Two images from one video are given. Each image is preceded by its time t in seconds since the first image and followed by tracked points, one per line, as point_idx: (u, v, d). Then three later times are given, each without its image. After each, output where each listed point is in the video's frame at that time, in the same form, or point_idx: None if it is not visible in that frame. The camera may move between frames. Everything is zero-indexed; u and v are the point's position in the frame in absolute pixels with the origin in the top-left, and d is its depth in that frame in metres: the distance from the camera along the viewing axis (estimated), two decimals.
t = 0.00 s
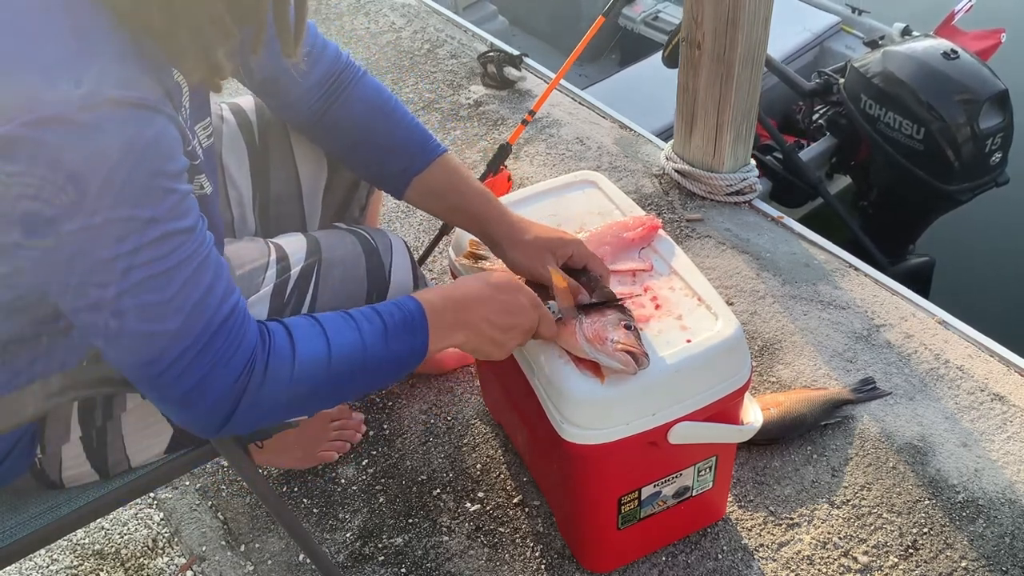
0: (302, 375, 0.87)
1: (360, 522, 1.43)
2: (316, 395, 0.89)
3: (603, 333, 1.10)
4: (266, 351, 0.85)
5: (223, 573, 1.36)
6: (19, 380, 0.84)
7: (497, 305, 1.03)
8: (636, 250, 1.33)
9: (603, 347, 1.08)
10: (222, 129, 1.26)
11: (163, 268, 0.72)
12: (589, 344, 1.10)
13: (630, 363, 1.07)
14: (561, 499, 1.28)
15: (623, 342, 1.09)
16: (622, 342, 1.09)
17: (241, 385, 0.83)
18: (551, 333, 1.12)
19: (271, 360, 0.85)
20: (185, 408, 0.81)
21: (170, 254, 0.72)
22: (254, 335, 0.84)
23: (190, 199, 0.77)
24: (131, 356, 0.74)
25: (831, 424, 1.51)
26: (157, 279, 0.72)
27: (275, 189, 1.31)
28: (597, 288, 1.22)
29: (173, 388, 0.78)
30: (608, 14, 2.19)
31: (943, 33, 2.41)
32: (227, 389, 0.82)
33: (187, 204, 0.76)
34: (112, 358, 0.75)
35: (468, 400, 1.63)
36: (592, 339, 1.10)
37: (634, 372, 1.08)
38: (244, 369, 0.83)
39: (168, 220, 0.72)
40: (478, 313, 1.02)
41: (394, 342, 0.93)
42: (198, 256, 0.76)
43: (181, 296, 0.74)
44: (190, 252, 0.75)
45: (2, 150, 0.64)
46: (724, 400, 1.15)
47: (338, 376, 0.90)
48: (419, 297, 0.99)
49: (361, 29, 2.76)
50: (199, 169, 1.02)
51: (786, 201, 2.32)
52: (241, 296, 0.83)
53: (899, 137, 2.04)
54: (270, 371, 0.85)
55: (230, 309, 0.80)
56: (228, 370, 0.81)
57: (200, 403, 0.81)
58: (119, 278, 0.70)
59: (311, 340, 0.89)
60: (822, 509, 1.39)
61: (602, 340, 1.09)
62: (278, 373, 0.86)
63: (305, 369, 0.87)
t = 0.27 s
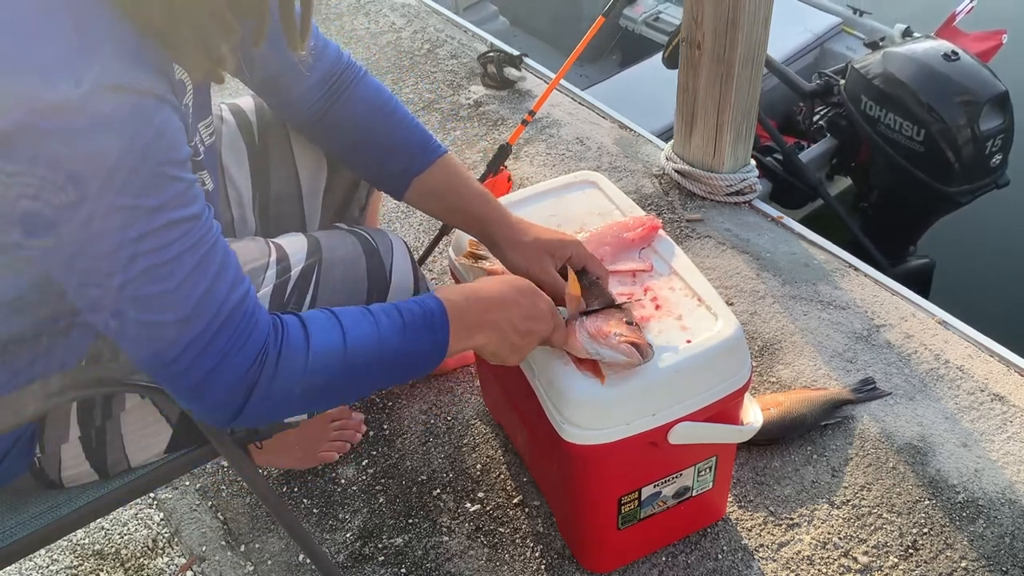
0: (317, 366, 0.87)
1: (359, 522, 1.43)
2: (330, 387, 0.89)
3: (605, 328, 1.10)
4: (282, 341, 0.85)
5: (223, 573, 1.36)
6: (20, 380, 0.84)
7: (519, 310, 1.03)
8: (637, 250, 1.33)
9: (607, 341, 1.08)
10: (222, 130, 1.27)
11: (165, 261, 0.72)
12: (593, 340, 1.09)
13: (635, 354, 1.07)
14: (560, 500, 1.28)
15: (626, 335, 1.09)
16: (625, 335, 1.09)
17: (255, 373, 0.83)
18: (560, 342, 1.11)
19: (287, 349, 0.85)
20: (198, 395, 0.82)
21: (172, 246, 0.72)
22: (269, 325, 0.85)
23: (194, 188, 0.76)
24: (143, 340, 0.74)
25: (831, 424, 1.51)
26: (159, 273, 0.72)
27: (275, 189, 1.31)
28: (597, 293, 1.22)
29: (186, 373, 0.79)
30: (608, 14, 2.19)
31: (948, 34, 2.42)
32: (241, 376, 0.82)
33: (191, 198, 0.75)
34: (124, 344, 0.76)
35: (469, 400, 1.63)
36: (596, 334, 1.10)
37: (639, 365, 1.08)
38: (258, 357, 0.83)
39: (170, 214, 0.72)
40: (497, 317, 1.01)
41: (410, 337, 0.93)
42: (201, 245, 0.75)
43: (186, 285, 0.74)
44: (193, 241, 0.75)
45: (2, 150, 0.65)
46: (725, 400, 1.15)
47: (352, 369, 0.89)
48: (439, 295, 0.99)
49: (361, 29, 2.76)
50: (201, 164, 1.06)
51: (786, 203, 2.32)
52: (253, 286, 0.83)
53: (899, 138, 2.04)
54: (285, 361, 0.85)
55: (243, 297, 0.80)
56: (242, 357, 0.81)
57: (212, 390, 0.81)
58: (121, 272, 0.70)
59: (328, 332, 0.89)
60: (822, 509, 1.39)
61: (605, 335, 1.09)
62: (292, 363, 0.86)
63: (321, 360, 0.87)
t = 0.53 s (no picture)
0: (317, 347, 0.87)
1: (360, 522, 1.43)
2: (329, 371, 0.89)
3: (595, 332, 1.09)
4: (282, 322, 0.85)
5: (223, 573, 1.36)
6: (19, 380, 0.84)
7: (513, 302, 1.03)
8: (636, 250, 1.32)
9: (595, 344, 1.07)
10: (223, 129, 1.26)
11: (167, 250, 0.72)
12: (582, 343, 1.09)
13: (622, 358, 1.06)
14: (561, 501, 1.28)
15: (614, 338, 1.08)
16: (614, 338, 1.08)
17: (255, 355, 0.83)
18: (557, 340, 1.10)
19: (287, 330, 0.86)
20: (199, 377, 0.82)
21: (174, 235, 0.72)
22: (270, 307, 0.85)
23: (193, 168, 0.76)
24: (146, 322, 0.74)
25: (831, 424, 1.51)
26: (161, 262, 0.71)
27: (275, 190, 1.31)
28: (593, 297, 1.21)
29: (187, 354, 0.79)
30: (607, 14, 2.19)
31: (948, 35, 2.42)
32: (240, 356, 0.82)
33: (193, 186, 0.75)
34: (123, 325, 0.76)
35: (468, 400, 1.63)
36: (584, 337, 1.09)
37: (628, 369, 1.07)
38: (259, 339, 0.83)
39: (171, 207, 0.72)
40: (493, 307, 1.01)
41: (410, 322, 0.93)
42: (200, 227, 0.75)
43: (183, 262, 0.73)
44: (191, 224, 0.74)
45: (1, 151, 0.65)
46: (724, 400, 1.15)
47: (352, 353, 0.90)
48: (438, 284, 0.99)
49: (361, 29, 2.76)
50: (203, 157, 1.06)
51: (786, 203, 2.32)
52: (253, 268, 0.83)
53: (900, 139, 2.04)
54: (286, 344, 0.85)
55: (243, 277, 0.80)
56: (242, 337, 0.81)
57: (213, 372, 0.81)
58: (124, 266, 0.70)
59: (328, 315, 0.89)
60: (822, 509, 1.39)
61: (594, 338, 1.08)
62: (292, 343, 0.86)
63: (321, 341, 0.87)
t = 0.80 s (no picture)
0: (291, 364, 0.86)
1: (360, 522, 1.43)
2: (305, 388, 0.89)
3: (590, 332, 1.09)
4: (257, 338, 0.85)
5: (223, 573, 1.36)
6: (20, 380, 0.84)
7: (494, 316, 1.03)
8: (637, 250, 1.32)
9: (590, 344, 1.08)
10: (223, 128, 1.26)
11: (159, 257, 0.72)
12: (577, 342, 1.09)
13: (615, 358, 1.07)
14: (561, 499, 1.28)
15: (608, 338, 1.08)
16: (608, 339, 1.08)
17: (230, 371, 0.82)
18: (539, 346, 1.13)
19: (261, 348, 0.85)
20: (172, 393, 0.81)
21: (167, 241, 0.72)
22: (246, 322, 0.84)
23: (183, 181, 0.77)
24: (121, 337, 0.74)
25: (831, 424, 1.51)
26: (153, 270, 0.71)
27: (275, 190, 1.31)
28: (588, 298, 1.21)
29: (158, 371, 0.77)
30: (607, 14, 2.19)
31: (949, 35, 2.42)
32: (213, 373, 0.81)
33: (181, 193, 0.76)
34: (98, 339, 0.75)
35: (468, 400, 1.63)
36: (580, 337, 1.09)
37: (621, 368, 1.08)
38: (234, 355, 0.82)
39: (167, 210, 0.73)
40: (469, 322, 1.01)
41: (388, 339, 0.93)
42: (184, 237, 0.75)
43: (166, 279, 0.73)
44: (177, 234, 0.74)
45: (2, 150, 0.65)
46: (725, 400, 1.15)
47: (327, 370, 0.89)
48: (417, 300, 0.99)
49: (361, 29, 2.76)
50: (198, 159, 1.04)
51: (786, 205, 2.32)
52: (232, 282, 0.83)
53: (900, 140, 2.05)
54: (262, 360, 0.85)
55: (222, 292, 0.79)
56: (217, 354, 0.80)
57: (187, 388, 0.80)
58: (122, 268, 0.70)
59: (305, 332, 0.89)
60: (822, 509, 1.39)
61: (589, 338, 1.09)
62: (266, 361, 0.85)
63: (296, 359, 0.87)
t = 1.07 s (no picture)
0: (298, 393, 0.87)
1: (360, 522, 1.43)
2: (313, 414, 0.89)
3: (590, 336, 1.09)
4: (266, 365, 0.85)
5: (223, 573, 1.36)
6: (20, 380, 0.84)
7: (499, 347, 1.04)
8: (636, 250, 1.32)
9: (591, 348, 1.08)
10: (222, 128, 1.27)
11: (159, 264, 0.72)
12: (578, 346, 1.09)
13: (616, 363, 1.07)
14: (561, 499, 1.28)
15: (609, 343, 1.08)
16: (609, 343, 1.08)
17: (237, 395, 0.82)
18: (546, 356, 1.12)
19: (269, 375, 0.85)
20: (179, 416, 0.81)
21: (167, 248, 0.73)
22: (254, 348, 0.85)
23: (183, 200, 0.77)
24: (128, 361, 0.74)
25: (831, 424, 1.51)
26: (157, 300, 0.72)
27: (276, 190, 1.31)
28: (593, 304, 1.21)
29: (163, 394, 0.78)
30: (607, 14, 2.19)
31: (948, 37, 2.41)
32: (219, 399, 0.81)
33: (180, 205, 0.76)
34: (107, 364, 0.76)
35: (469, 400, 1.63)
36: (580, 341, 1.09)
37: (622, 373, 1.08)
38: (241, 380, 0.82)
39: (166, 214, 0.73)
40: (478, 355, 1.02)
41: (396, 367, 0.93)
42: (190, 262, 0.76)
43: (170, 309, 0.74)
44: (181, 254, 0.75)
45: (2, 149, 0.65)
46: (725, 400, 1.15)
47: (333, 399, 0.89)
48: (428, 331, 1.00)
49: (361, 29, 2.76)
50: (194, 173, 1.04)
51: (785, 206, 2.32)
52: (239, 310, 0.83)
53: (900, 142, 2.05)
54: (270, 384, 0.85)
55: (229, 317, 0.80)
56: (223, 380, 0.81)
57: (193, 411, 0.81)
58: (122, 268, 0.70)
59: (314, 358, 0.89)
60: (822, 509, 1.39)
61: (589, 342, 1.09)
62: (273, 388, 0.85)
63: (303, 388, 0.87)
